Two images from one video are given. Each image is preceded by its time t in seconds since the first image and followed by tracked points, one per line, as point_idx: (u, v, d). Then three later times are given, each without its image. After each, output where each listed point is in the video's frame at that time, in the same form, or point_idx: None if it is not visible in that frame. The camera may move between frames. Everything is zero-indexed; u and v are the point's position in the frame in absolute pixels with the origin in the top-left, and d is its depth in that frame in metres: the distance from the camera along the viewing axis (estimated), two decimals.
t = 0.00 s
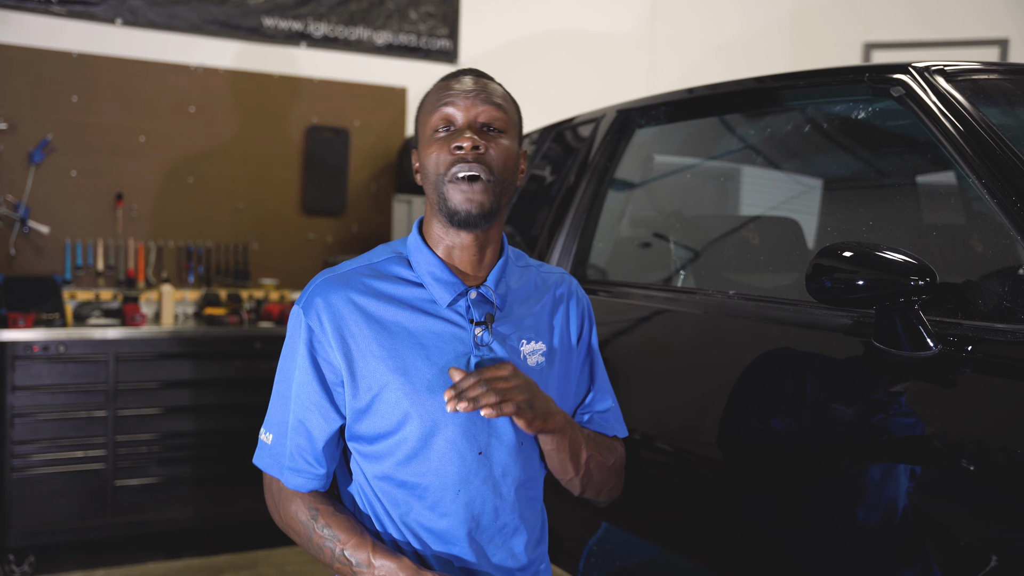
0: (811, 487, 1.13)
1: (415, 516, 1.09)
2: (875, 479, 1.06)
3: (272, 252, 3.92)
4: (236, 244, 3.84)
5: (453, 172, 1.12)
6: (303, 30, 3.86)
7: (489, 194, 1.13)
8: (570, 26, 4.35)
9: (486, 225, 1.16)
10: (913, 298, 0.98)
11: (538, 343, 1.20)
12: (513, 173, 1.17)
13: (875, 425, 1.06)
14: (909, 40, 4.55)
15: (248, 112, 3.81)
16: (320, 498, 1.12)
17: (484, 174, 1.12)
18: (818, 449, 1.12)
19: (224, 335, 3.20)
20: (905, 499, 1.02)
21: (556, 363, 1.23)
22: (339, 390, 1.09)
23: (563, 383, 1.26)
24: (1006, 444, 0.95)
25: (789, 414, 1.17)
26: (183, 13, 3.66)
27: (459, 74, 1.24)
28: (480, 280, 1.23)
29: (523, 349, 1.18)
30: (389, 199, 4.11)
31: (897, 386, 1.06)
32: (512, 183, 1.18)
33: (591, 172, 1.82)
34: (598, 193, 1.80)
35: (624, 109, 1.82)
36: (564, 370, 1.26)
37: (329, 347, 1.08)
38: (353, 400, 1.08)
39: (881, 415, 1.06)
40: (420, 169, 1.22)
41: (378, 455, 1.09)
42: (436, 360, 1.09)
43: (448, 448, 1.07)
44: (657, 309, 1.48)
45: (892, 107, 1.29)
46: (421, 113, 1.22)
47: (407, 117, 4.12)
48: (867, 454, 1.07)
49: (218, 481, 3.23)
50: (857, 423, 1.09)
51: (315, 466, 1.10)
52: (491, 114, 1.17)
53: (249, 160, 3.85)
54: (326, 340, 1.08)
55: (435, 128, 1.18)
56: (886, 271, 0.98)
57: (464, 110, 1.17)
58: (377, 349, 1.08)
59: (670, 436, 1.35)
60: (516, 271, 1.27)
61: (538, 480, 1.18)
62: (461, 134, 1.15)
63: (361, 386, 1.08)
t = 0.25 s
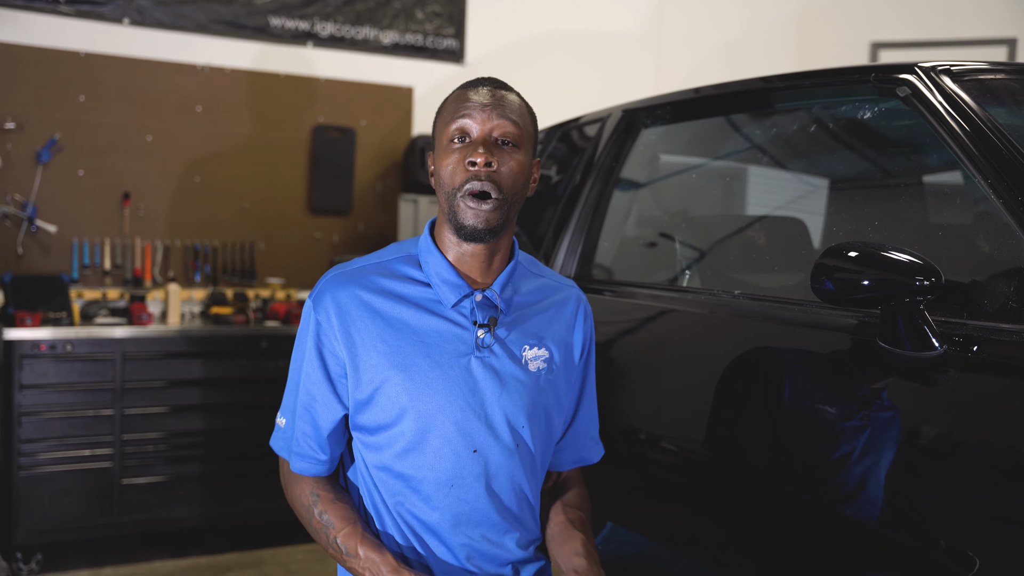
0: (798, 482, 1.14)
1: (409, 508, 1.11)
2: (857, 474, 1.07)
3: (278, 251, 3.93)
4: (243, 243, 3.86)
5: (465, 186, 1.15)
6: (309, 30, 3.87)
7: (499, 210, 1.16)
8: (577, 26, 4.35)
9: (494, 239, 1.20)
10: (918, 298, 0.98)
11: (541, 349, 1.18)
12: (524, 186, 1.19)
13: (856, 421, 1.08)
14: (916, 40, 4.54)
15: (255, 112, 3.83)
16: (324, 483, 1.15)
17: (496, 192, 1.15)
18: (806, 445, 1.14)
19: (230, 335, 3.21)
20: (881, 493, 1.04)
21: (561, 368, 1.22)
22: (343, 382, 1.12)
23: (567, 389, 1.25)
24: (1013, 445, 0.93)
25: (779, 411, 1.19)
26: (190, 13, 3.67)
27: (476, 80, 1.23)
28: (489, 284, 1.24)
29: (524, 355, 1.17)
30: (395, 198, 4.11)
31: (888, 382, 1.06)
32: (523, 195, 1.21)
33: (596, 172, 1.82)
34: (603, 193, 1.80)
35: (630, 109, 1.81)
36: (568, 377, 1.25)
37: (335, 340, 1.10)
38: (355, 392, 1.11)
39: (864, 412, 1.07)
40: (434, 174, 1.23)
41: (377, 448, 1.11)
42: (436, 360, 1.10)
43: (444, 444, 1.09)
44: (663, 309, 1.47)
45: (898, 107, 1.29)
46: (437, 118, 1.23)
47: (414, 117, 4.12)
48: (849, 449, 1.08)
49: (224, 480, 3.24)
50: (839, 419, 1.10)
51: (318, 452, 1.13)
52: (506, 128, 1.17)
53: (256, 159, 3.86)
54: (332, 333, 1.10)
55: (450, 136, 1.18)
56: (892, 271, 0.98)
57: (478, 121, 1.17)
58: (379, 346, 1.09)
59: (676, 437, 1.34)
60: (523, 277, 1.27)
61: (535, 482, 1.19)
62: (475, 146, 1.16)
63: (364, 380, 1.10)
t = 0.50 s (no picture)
0: (789, 477, 1.15)
1: (409, 501, 1.12)
2: (845, 467, 1.08)
3: (280, 252, 3.94)
4: (244, 244, 3.86)
5: (462, 193, 1.15)
6: (310, 30, 3.88)
7: (496, 214, 1.16)
8: (577, 25, 4.35)
9: (494, 238, 1.20)
10: (918, 296, 0.98)
11: (536, 345, 1.19)
12: (521, 185, 1.20)
13: (843, 414, 1.09)
14: (916, 38, 4.53)
15: (256, 112, 3.83)
16: (316, 478, 1.14)
17: (491, 197, 1.15)
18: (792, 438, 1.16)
19: (232, 335, 3.22)
20: (871, 488, 1.05)
21: (556, 364, 1.23)
22: (342, 378, 1.11)
23: (559, 385, 1.26)
24: (1016, 444, 0.92)
25: (768, 405, 1.20)
26: (191, 14, 3.67)
27: (470, 83, 1.22)
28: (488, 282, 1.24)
29: (523, 351, 1.17)
30: (396, 198, 4.12)
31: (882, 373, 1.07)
32: (522, 194, 1.21)
33: (596, 171, 1.83)
34: (603, 193, 1.81)
35: (631, 108, 1.82)
36: (561, 372, 1.26)
37: (335, 336, 1.10)
38: (355, 388, 1.10)
39: (851, 405, 1.09)
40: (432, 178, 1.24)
41: (378, 442, 1.11)
42: (436, 355, 1.10)
43: (444, 438, 1.09)
44: (666, 309, 1.47)
45: (896, 106, 1.29)
46: (432, 123, 1.23)
47: (415, 117, 4.13)
48: (837, 444, 1.09)
49: (227, 480, 3.25)
50: (827, 412, 1.12)
51: (314, 446, 1.13)
52: (501, 132, 1.17)
53: (257, 160, 3.86)
54: (331, 329, 1.10)
55: (445, 142, 1.18)
56: (892, 269, 0.98)
57: (473, 126, 1.17)
58: (380, 342, 1.09)
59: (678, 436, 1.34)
60: (521, 276, 1.28)
61: (532, 476, 1.19)
62: (470, 151, 1.16)
63: (364, 376, 1.10)
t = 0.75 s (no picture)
0: (781, 471, 1.18)
1: (415, 501, 1.11)
2: (830, 460, 1.11)
3: (280, 252, 3.94)
4: (244, 245, 3.86)
5: (463, 198, 1.16)
6: (309, 31, 3.88)
7: (496, 219, 1.17)
8: (576, 25, 4.35)
9: (492, 243, 1.21)
10: (916, 296, 0.98)
11: (529, 345, 1.22)
12: (519, 190, 1.20)
13: (826, 410, 1.12)
14: (916, 37, 4.53)
15: (255, 113, 3.83)
16: (321, 482, 1.13)
17: (492, 202, 1.16)
18: (787, 434, 1.17)
19: (231, 336, 3.22)
20: (866, 482, 1.06)
21: (546, 364, 1.26)
22: (346, 379, 1.10)
23: (548, 383, 1.28)
24: (1016, 443, 0.92)
25: (756, 401, 1.23)
26: (190, 15, 3.67)
27: (466, 90, 1.22)
28: (483, 283, 1.24)
29: (517, 350, 1.19)
30: (396, 199, 4.12)
31: (879, 374, 1.07)
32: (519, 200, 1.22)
33: (595, 172, 1.84)
34: (603, 193, 1.82)
35: (629, 108, 1.83)
36: (550, 371, 1.29)
37: (339, 338, 1.08)
38: (360, 389, 1.10)
39: (834, 401, 1.11)
40: (430, 183, 1.23)
41: (383, 443, 1.11)
42: (440, 355, 1.11)
43: (449, 436, 1.09)
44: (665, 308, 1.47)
45: (895, 105, 1.29)
46: (429, 129, 1.22)
47: (414, 117, 4.13)
48: (823, 438, 1.12)
49: (228, 481, 3.25)
50: (810, 408, 1.14)
51: (320, 450, 1.11)
52: (499, 138, 1.18)
53: (257, 161, 3.86)
54: (336, 331, 1.08)
55: (445, 148, 1.18)
56: (890, 269, 0.98)
57: (472, 132, 1.17)
58: (385, 342, 1.09)
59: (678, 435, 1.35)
60: (510, 280, 1.30)
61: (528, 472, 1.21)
62: (470, 158, 1.16)
63: (369, 376, 1.09)
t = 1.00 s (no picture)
0: (778, 469, 1.19)
1: (419, 498, 1.11)
2: (824, 458, 1.12)
3: (281, 252, 3.94)
4: (245, 245, 3.86)
5: (469, 200, 1.16)
6: (310, 32, 3.88)
7: (501, 221, 1.17)
8: (576, 25, 4.35)
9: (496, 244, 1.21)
10: (919, 296, 0.97)
11: (527, 345, 1.22)
12: (522, 193, 1.21)
13: (821, 407, 1.13)
14: (916, 36, 4.52)
15: (255, 113, 3.83)
16: (327, 481, 1.12)
17: (497, 204, 1.16)
18: (783, 432, 1.18)
19: (232, 336, 3.22)
20: (863, 480, 1.07)
21: (542, 363, 1.26)
22: (350, 377, 1.10)
23: (544, 383, 1.29)
24: (1016, 442, 0.92)
25: (752, 399, 1.24)
26: (190, 16, 3.68)
27: (471, 92, 1.22)
28: (483, 283, 1.24)
29: (516, 349, 1.20)
30: (396, 199, 4.12)
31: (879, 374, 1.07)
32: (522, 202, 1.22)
33: (597, 172, 1.84)
34: (604, 193, 1.82)
35: (629, 108, 1.83)
36: (545, 370, 1.29)
37: (344, 335, 1.08)
38: (364, 387, 1.09)
39: (828, 398, 1.12)
40: (434, 184, 1.23)
41: (386, 441, 1.11)
42: (443, 353, 1.11)
43: (452, 434, 1.10)
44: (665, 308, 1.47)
45: (896, 105, 1.29)
46: (435, 130, 1.22)
47: (414, 117, 4.13)
48: (817, 435, 1.13)
49: (229, 481, 3.25)
50: (804, 406, 1.15)
51: (325, 448, 1.11)
52: (505, 141, 1.18)
53: (257, 161, 3.86)
54: (341, 328, 1.08)
55: (450, 150, 1.18)
56: (893, 269, 0.98)
57: (479, 134, 1.17)
58: (389, 340, 1.09)
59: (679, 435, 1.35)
60: (506, 281, 1.30)
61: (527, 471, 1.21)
62: (476, 160, 1.16)
63: (373, 374, 1.09)
